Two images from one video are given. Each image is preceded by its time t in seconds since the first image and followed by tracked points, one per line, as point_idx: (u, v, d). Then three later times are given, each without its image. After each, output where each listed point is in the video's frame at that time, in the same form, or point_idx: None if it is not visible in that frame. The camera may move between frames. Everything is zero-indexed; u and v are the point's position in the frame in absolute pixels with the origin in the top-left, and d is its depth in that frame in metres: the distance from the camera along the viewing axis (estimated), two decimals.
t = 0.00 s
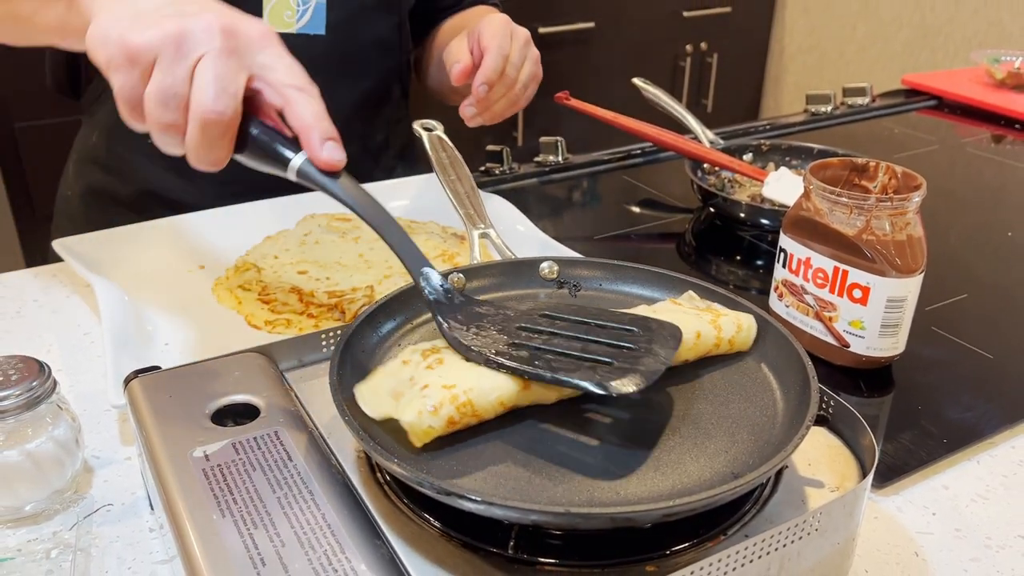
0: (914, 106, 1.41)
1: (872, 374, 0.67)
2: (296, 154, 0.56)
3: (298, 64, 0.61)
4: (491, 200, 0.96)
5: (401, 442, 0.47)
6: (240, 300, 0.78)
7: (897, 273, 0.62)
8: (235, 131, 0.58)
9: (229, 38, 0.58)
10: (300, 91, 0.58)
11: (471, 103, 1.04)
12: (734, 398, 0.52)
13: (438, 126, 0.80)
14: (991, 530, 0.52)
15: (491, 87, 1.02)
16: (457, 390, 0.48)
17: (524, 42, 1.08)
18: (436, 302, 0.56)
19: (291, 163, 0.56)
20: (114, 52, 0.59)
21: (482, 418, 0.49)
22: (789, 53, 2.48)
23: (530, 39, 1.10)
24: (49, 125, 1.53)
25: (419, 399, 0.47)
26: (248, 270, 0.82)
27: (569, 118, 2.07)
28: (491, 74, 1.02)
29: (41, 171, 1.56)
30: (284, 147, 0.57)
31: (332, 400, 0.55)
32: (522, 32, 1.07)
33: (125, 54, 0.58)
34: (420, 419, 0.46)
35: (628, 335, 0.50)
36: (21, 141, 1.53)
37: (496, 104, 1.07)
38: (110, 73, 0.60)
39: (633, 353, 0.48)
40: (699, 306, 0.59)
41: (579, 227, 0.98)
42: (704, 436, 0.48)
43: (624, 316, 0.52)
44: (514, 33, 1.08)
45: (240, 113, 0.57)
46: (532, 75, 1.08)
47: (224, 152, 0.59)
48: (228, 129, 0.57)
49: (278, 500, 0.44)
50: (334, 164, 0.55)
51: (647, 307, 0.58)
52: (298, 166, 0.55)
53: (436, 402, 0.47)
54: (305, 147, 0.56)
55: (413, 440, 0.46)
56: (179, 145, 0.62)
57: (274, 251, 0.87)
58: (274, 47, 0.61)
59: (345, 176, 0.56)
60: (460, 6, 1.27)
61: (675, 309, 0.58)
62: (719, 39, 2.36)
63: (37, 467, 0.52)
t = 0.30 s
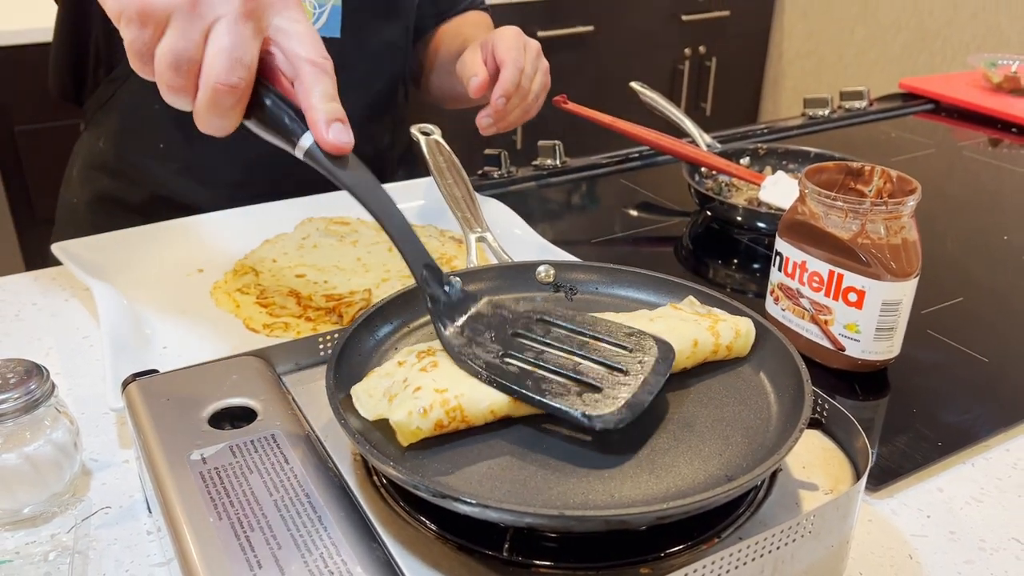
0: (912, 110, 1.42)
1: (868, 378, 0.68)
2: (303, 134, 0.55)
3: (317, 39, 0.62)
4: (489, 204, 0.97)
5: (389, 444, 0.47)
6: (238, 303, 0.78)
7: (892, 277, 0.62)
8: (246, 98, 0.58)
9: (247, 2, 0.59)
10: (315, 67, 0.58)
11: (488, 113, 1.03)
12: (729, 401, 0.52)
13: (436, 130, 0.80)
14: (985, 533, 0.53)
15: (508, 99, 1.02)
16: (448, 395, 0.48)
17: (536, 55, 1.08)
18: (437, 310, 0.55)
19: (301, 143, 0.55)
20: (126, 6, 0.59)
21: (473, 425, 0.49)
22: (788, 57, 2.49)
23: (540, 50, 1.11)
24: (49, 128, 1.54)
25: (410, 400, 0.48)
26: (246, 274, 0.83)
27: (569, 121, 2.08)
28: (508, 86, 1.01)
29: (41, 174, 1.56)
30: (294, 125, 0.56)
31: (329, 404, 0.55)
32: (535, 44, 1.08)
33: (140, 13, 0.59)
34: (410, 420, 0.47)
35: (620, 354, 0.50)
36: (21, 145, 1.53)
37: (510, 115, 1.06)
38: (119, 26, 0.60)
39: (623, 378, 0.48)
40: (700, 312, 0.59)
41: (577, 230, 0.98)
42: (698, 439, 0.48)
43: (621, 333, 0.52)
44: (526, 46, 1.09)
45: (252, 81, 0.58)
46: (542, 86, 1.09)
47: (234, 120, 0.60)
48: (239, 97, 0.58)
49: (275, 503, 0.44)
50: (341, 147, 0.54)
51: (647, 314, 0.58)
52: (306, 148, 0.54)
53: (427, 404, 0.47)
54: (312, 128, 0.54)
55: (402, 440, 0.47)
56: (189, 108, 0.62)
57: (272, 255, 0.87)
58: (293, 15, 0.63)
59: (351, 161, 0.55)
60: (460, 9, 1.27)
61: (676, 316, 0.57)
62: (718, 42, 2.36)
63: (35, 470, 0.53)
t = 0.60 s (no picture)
0: (912, 114, 1.42)
1: (867, 382, 0.68)
2: (351, 132, 0.56)
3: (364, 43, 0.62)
4: (488, 208, 0.97)
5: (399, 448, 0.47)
6: (237, 307, 0.78)
7: (891, 280, 0.62)
8: (295, 95, 0.58)
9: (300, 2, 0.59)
10: (364, 68, 0.59)
11: (492, 118, 1.03)
12: (729, 405, 0.52)
13: (436, 133, 0.79)
14: (985, 537, 0.53)
15: (513, 104, 1.02)
16: (454, 398, 0.48)
17: (540, 60, 1.09)
18: (478, 302, 0.57)
19: (348, 140, 0.55)
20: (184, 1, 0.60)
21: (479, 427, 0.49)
22: (787, 60, 2.49)
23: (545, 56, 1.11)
24: (48, 132, 1.54)
25: (417, 405, 0.48)
26: (245, 278, 0.83)
27: (568, 124, 2.08)
28: (512, 92, 1.02)
29: (40, 178, 1.56)
30: (342, 123, 0.56)
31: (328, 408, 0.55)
32: (540, 50, 1.09)
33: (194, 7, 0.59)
34: (417, 425, 0.47)
35: (660, 341, 0.53)
36: (20, 148, 1.53)
37: (514, 120, 1.07)
38: (175, 23, 0.61)
39: (669, 360, 0.51)
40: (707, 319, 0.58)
41: (576, 234, 0.98)
42: (698, 443, 0.48)
43: (655, 323, 0.55)
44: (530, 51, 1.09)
45: (303, 77, 0.58)
46: (546, 91, 1.09)
47: (280, 117, 0.59)
48: (293, 92, 0.57)
49: (273, 507, 0.44)
50: (388, 144, 0.55)
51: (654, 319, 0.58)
52: (353, 145, 0.55)
53: (433, 409, 0.47)
54: (359, 126, 0.56)
55: (409, 445, 0.47)
56: (235, 104, 0.62)
57: (271, 259, 0.87)
58: (340, 18, 0.63)
59: (397, 159, 0.56)
60: (460, 14, 1.28)
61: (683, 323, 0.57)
62: (717, 46, 2.37)
63: (33, 474, 0.53)
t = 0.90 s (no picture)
0: (912, 117, 1.42)
1: (870, 385, 0.68)
2: (350, 136, 0.56)
3: (363, 43, 0.63)
4: (490, 211, 0.97)
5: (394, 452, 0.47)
6: (240, 310, 0.78)
7: (893, 284, 0.62)
8: (295, 101, 0.58)
9: (297, 8, 0.58)
10: (360, 72, 0.60)
11: (484, 125, 1.03)
12: (733, 408, 0.52)
13: (437, 136, 0.79)
14: (988, 541, 0.53)
15: (506, 111, 1.02)
16: (450, 404, 0.48)
17: (534, 67, 1.09)
18: (481, 310, 0.58)
19: (347, 144, 0.56)
20: (180, 13, 0.59)
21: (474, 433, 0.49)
22: (787, 64, 2.49)
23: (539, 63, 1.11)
24: (48, 135, 1.54)
25: (414, 410, 0.48)
26: (248, 281, 0.83)
27: (569, 128, 2.08)
28: (505, 98, 1.01)
29: (41, 181, 1.56)
30: (341, 126, 0.57)
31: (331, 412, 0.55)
32: (533, 57, 1.09)
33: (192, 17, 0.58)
34: (412, 429, 0.47)
35: (660, 352, 0.52)
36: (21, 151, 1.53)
37: (507, 127, 1.06)
38: (174, 33, 0.60)
39: (670, 372, 0.50)
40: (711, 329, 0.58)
41: (578, 237, 0.98)
42: (702, 447, 0.48)
43: (659, 332, 0.54)
44: (524, 58, 1.09)
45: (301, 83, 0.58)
46: (540, 98, 1.09)
47: (282, 124, 0.59)
48: (291, 100, 0.57)
49: (277, 511, 0.44)
50: (386, 149, 0.56)
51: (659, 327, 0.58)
52: (352, 150, 0.56)
53: (429, 414, 0.47)
54: (357, 130, 0.56)
55: (404, 449, 0.47)
56: (235, 112, 0.61)
57: (273, 262, 0.87)
58: (337, 20, 0.63)
59: (395, 162, 0.57)
60: (460, 18, 1.28)
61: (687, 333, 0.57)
62: (717, 49, 2.37)
63: (36, 478, 0.53)
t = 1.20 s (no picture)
0: (912, 120, 1.42)
1: (870, 389, 0.68)
2: (310, 148, 0.55)
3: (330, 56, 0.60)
4: (490, 214, 0.97)
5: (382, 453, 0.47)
6: (240, 314, 0.78)
7: (894, 288, 0.62)
8: (256, 110, 0.58)
9: (261, 17, 0.57)
10: (325, 84, 0.57)
11: (490, 129, 1.03)
12: (733, 411, 0.52)
13: (438, 141, 0.81)
14: (989, 545, 0.52)
15: (511, 115, 1.02)
16: (440, 406, 0.48)
17: (539, 70, 1.09)
18: (437, 320, 0.56)
19: (307, 156, 0.55)
20: (144, 20, 0.59)
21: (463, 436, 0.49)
22: (787, 67, 2.50)
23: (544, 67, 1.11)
24: (48, 138, 1.54)
25: (403, 411, 0.48)
26: (248, 285, 0.83)
27: (568, 131, 2.08)
28: (510, 103, 1.02)
29: (41, 184, 1.57)
30: (302, 137, 0.56)
31: (331, 415, 0.55)
32: (538, 61, 1.09)
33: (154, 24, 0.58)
34: (401, 430, 0.46)
35: (618, 367, 0.51)
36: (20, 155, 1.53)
37: (511, 131, 1.07)
38: (138, 40, 0.60)
39: (622, 388, 0.48)
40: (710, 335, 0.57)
41: (578, 240, 0.98)
42: (702, 451, 0.48)
43: (619, 345, 0.53)
44: (528, 62, 1.09)
45: (262, 94, 0.57)
46: (544, 102, 1.10)
47: (243, 134, 0.59)
48: (250, 110, 0.57)
49: (278, 515, 0.44)
50: (345, 161, 0.54)
51: (660, 333, 0.57)
52: (311, 162, 0.55)
53: (418, 415, 0.47)
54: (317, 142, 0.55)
55: (392, 450, 0.47)
56: (200, 121, 0.61)
57: (274, 266, 0.87)
58: (304, 30, 0.60)
59: (356, 175, 0.56)
60: (459, 22, 1.28)
61: (687, 337, 0.56)
62: (717, 52, 2.37)
63: (36, 482, 0.53)
